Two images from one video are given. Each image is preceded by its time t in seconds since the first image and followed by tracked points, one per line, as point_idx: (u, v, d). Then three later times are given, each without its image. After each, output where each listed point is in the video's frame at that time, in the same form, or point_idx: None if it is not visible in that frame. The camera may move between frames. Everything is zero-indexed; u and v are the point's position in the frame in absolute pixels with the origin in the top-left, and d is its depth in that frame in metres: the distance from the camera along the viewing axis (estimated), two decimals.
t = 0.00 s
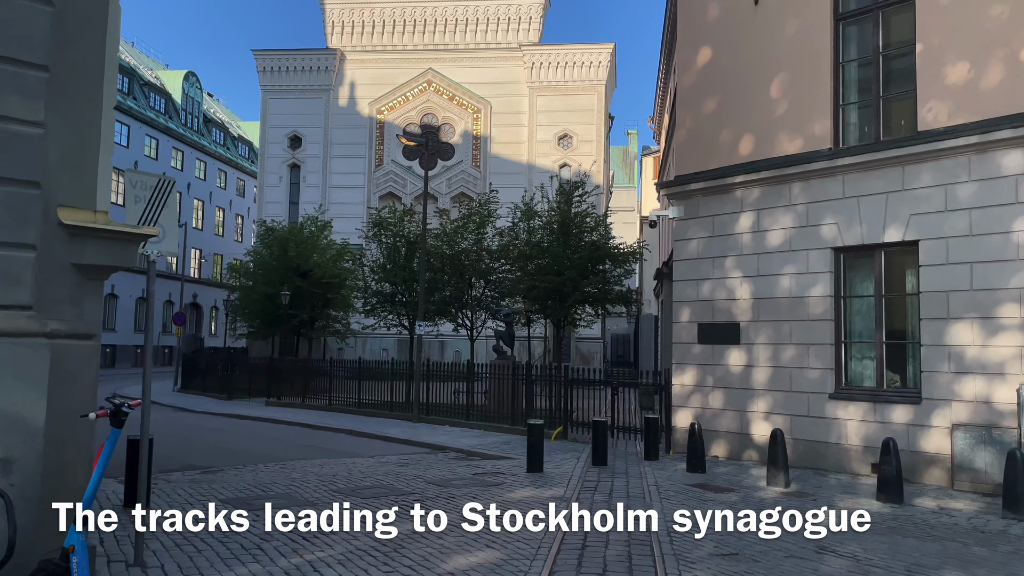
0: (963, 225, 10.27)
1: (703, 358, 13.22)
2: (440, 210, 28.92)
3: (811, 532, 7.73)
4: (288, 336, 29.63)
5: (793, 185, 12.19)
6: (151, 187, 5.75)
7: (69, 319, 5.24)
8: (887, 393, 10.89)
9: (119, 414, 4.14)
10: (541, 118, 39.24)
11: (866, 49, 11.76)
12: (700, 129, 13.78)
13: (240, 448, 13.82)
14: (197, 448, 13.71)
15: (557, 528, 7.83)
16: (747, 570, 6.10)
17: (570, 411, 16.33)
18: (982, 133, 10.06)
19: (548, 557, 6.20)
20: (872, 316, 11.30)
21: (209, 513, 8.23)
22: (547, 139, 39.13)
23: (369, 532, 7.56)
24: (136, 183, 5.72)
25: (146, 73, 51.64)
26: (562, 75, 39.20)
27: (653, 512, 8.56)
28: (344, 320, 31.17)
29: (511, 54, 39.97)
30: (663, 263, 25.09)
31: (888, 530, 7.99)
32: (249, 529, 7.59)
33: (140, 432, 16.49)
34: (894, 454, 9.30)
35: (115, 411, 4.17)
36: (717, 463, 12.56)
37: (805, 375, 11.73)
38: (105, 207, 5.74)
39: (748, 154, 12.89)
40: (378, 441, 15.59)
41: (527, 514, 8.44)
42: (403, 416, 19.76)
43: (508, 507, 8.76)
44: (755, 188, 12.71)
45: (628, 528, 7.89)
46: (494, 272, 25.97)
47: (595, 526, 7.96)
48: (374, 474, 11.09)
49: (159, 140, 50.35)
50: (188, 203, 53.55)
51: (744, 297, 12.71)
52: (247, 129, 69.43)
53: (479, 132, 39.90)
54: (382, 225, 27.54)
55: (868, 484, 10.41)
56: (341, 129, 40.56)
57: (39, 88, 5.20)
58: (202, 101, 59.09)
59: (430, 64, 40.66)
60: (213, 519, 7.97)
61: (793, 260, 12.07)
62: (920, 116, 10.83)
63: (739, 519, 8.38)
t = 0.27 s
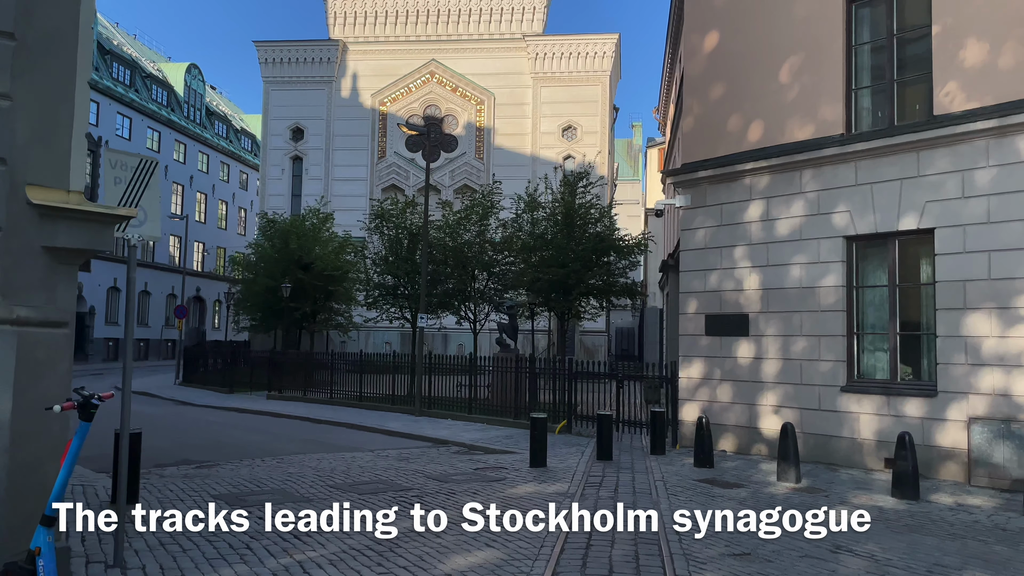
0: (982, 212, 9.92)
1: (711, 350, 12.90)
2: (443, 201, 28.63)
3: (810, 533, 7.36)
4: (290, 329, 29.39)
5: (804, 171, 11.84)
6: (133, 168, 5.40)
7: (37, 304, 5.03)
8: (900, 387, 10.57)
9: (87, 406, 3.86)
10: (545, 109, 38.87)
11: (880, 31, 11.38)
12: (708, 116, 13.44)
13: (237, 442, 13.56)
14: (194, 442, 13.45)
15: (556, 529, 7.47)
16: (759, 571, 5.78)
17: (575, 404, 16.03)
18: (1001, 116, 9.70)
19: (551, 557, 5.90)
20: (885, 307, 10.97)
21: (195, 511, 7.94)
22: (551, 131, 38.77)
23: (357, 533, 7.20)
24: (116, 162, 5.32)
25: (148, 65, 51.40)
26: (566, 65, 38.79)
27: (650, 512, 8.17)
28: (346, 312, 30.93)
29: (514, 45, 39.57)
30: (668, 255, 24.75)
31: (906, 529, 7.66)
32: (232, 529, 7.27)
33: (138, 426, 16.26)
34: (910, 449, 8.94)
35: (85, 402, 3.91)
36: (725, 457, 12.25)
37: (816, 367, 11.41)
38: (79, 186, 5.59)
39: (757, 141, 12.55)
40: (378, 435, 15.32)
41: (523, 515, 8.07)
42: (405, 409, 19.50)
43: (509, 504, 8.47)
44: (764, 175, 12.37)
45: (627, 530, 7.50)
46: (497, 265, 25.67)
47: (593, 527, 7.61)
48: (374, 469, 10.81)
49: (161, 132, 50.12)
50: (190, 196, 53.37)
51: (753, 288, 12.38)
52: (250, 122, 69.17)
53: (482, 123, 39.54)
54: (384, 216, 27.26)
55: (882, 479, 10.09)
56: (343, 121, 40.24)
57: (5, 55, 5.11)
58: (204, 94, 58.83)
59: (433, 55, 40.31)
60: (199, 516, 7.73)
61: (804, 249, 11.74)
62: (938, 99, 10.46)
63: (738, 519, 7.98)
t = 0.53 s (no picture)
0: (999, 205, 9.56)
1: (717, 348, 12.57)
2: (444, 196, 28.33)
3: (810, 532, 7.25)
4: (290, 325, 29.11)
5: (814, 165, 11.49)
6: (107, 157, 5.11)
7: None
8: (914, 386, 10.23)
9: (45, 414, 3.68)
10: (548, 104, 38.50)
11: (893, 19, 11.02)
12: (714, 107, 13.11)
13: (234, 442, 13.31)
14: (190, 442, 13.20)
15: (557, 529, 7.30)
16: None
17: (577, 402, 15.72)
18: (1020, 106, 9.34)
19: (551, 568, 5.61)
20: (898, 303, 10.62)
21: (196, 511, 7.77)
22: (554, 126, 38.41)
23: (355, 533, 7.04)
24: (89, 151, 5.04)
25: (149, 60, 51.16)
26: (569, 60, 38.43)
27: (650, 512, 7.99)
28: (347, 309, 30.65)
29: (517, 39, 39.21)
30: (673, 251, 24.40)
31: (923, 536, 7.33)
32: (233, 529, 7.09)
33: (135, 425, 16.03)
34: (926, 451, 8.61)
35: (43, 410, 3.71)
36: (732, 458, 11.93)
37: (826, 366, 11.08)
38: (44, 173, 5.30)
39: (765, 133, 12.21)
40: (377, 435, 15.03)
41: (523, 515, 7.88)
42: (405, 408, 19.20)
43: (508, 507, 8.19)
44: (773, 168, 12.03)
45: (627, 530, 7.33)
46: (500, 261, 25.36)
47: (594, 527, 7.40)
48: (370, 470, 10.53)
49: (162, 128, 49.92)
50: (192, 193, 53.17)
51: (760, 285, 12.04)
52: (252, 118, 68.94)
53: (485, 119, 39.19)
54: (385, 212, 26.98)
55: (895, 482, 9.76)
56: (345, 116, 39.93)
57: None
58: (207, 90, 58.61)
59: (435, 49, 39.96)
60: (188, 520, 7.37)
61: (814, 244, 11.40)
62: (953, 89, 10.10)
63: (738, 520, 7.82)
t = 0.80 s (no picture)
0: (1015, 196, 9.22)
1: (723, 344, 12.24)
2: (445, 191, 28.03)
3: (811, 531, 7.07)
4: (290, 322, 28.82)
5: (822, 155, 11.16)
6: (77, 138, 4.83)
7: None
8: (926, 383, 9.89)
9: None
10: (551, 99, 38.16)
11: (904, 3, 10.67)
12: (719, 97, 12.76)
13: (228, 441, 13.02)
14: (182, 441, 12.92)
15: (556, 528, 7.05)
16: None
17: (579, 400, 15.40)
18: None
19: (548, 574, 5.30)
20: (910, 298, 10.29)
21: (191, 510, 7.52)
22: (557, 121, 38.04)
23: (347, 533, 6.76)
24: (57, 130, 4.78)
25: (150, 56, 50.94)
26: (572, 54, 38.08)
27: (650, 511, 7.78)
28: (347, 306, 30.38)
29: (520, 33, 38.89)
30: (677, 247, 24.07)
31: (940, 539, 7.00)
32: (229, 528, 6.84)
33: (128, 423, 15.75)
34: (940, 450, 8.28)
35: None
36: (738, 457, 11.60)
37: (835, 362, 10.75)
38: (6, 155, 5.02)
39: (772, 123, 11.87)
40: (375, 433, 14.73)
41: (522, 514, 7.61)
42: (405, 406, 18.90)
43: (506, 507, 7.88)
44: (780, 159, 11.69)
45: (627, 529, 7.07)
46: (501, 257, 25.05)
47: (594, 526, 7.13)
48: (365, 469, 10.23)
49: (163, 125, 49.69)
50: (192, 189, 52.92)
51: (767, 279, 11.71)
52: (254, 114, 68.63)
53: (487, 114, 38.86)
54: (385, 208, 26.70)
55: (908, 482, 9.42)
56: (346, 112, 39.64)
57: None
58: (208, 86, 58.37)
59: (437, 44, 39.64)
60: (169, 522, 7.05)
61: (822, 237, 11.07)
62: (967, 76, 9.76)
63: (739, 518, 7.60)
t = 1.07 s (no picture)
0: None
1: (727, 345, 11.92)
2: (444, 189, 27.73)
3: (810, 532, 7.14)
4: (287, 322, 28.53)
5: (830, 151, 10.82)
6: (40, 126, 4.53)
7: None
8: (938, 386, 9.57)
9: None
10: (552, 97, 37.84)
11: None
12: (724, 91, 12.43)
13: (220, 444, 12.73)
14: (173, 444, 12.63)
15: (556, 529, 7.02)
16: None
17: (579, 401, 15.08)
18: None
19: None
20: (921, 297, 9.96)
21: (194, 511, 7.53)
22: (558, 120, 37.72)
23: (350, 533, 6.66)
24: (18, 118, 4.48)
25: (149, 54, 50.69)
26: (574, 52, 37.76)
27: (649, 511, 7.81)
28: (346, 306, 30.11)
29: (521, 31, 38.58)
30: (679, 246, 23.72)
31: (956, 551, 6.67)
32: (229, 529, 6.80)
33: (120, 425, 15.48)
34: (954, 456, 7.96)
35: None
36: (742, 462, 11.27)
37: (843, 364, 10.42)
38: None
39: (778, 117, 11.54)
40: (371, 435, 14.42)
41: (522, 514, 7.56)
42: (402, 407, 18.58)
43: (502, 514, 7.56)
44: (785, 155, 11.37)
45: (628, 530, 7.07)
46: (501, 256, 24.72)
47: (594, 526, 7.11)
48: (359, 474, 9.92)
49: (163, 123, 49.43)
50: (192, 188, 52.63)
51: (772, 278, 11.40)
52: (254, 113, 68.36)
53: (487, 112, 38.52)
54: (383, 206, 26.41)
55: (919, 489, 9.10)
56: (345, 109, 39.33)
57: None
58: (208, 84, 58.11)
59: (437, 42, 39.34)
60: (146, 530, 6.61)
61: (829, 235, 10.74)
62: (980, 68, 9.42)
63: (738, 519, 7.63)
